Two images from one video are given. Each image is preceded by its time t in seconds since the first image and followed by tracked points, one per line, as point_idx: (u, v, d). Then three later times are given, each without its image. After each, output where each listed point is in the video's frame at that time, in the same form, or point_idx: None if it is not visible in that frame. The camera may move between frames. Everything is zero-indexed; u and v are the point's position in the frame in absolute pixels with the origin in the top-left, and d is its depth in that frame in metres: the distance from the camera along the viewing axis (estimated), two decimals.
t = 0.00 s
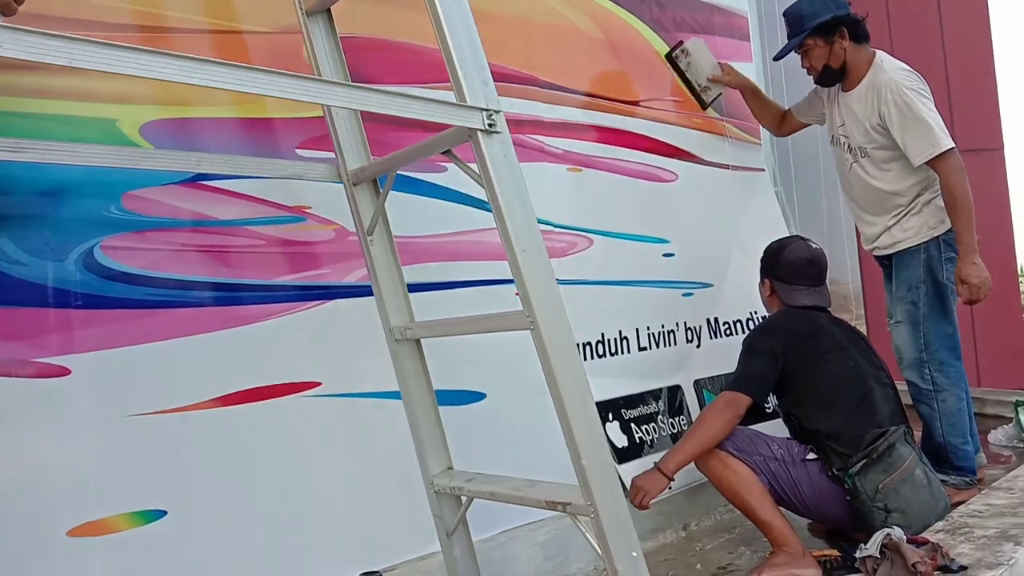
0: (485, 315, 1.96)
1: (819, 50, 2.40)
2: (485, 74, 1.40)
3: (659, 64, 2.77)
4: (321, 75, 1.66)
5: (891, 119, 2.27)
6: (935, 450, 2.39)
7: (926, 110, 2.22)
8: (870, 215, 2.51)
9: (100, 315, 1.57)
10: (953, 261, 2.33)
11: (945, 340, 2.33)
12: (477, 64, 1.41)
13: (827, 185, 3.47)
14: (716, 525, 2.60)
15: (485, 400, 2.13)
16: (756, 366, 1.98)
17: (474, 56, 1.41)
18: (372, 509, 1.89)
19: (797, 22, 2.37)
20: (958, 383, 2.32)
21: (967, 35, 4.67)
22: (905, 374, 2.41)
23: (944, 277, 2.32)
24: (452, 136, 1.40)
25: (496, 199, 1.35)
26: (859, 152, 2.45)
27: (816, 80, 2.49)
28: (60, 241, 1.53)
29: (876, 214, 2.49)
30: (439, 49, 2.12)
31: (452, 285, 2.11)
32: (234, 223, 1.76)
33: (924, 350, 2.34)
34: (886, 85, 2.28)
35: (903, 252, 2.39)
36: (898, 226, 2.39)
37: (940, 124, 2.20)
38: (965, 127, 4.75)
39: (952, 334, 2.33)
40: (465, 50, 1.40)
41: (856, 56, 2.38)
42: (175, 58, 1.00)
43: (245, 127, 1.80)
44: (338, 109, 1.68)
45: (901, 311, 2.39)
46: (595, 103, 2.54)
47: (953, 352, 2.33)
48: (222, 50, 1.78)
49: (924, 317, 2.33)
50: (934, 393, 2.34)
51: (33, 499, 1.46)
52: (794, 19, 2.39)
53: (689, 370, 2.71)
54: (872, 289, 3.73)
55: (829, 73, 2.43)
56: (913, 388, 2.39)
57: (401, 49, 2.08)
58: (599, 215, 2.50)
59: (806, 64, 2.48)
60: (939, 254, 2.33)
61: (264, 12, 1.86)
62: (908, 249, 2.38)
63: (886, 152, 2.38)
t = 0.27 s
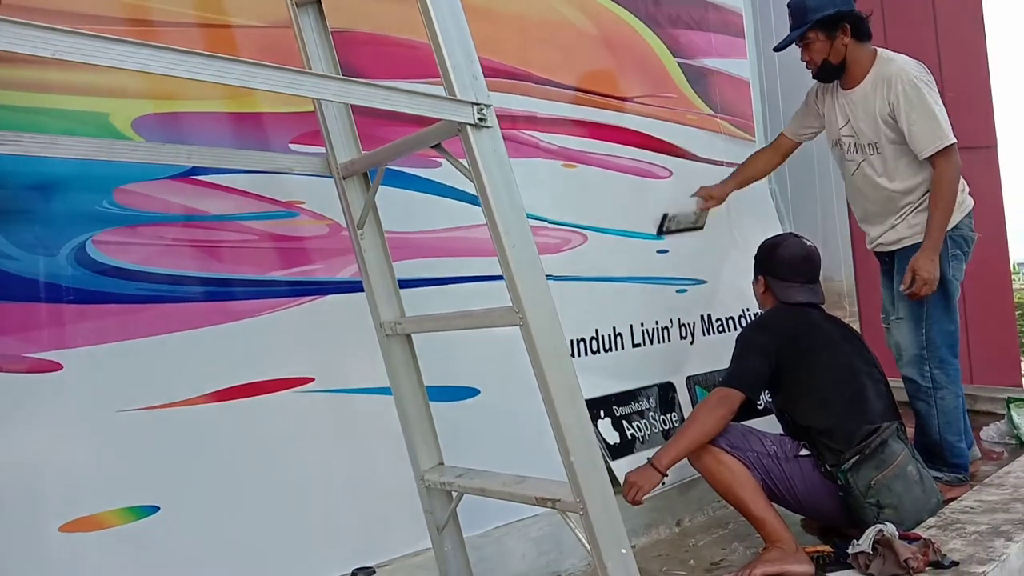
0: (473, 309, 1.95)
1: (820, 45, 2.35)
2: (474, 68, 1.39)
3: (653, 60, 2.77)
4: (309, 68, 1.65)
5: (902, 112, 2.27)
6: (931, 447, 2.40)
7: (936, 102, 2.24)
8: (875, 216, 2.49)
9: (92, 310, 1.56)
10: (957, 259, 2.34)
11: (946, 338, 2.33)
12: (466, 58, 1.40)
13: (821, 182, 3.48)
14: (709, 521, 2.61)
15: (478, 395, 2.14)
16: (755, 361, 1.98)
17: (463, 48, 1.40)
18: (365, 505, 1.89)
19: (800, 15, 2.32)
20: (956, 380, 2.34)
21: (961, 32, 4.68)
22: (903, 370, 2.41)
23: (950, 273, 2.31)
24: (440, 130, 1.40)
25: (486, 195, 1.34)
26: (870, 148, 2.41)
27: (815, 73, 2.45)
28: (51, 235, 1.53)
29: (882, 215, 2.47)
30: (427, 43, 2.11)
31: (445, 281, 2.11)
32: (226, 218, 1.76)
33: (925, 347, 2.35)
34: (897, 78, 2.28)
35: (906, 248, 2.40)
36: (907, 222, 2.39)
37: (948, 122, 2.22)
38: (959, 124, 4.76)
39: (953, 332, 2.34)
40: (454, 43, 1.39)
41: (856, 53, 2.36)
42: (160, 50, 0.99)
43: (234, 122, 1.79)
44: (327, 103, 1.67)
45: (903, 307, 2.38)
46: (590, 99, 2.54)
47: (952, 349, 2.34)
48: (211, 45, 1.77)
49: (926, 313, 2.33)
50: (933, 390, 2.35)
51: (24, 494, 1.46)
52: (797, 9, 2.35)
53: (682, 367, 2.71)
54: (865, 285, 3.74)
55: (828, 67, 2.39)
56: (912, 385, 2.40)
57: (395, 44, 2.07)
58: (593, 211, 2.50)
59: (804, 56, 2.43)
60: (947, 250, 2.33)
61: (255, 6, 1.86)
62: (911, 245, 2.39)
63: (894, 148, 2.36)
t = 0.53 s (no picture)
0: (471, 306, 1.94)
1: (818, 39, 2.39)
2: (470, 65, 1.39)
3: (652, 56, 2.76)
4: (306, 64, 1.65)
5: (910, 102, 2.26)
6: (928, 444, 2.40)
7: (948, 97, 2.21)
8: (868, 207, 2.51)
9: (89, 306, 1.56)
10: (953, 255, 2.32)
11: (940, 333, 2.35)
12: (462, 53, 1.40)
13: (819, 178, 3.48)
14: (706, 517, 2.61)
15: (476, 392, 2.14)
16: (754, 356, 1.99)
17: (459, 44, 1.40)
18: (364, 501, 1.89)
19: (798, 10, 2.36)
20: (951, 376, 2.35)
21: (960, 29, 4.68)
22: (899, 367, 2.41)
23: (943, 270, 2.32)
24: (435, 127, 1.40)
25: (483, 191, 1.34)
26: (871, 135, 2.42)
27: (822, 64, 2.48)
28: (48, 231, 1.52)
29: (875, 205, 2.48)
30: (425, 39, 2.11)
31: (443, 277, 2.11)
32: (224, 214, 1.76)
33: (920, 343, 2.35)
34: (909, 68, 2.26)
35: (900, 244, 2.40)
36: (901, 217, 2.39)
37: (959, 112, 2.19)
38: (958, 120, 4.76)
39: (946, 327, 2.35)
40: (450, 39, 1.38)
41: (856, 43, 2.36)
42: (157, 45, 0.98)
43: (235, 118, 1.79)
44: (324, 99, 1.67)
45: (898, 304, 2.38)
46: (588, 95, 2.53)
47: (947, 345, 2.35)
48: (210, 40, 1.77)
49: (922, 309, 2.33)
50: (931, 386, 2.35)
51: (20, 490, 1.45)
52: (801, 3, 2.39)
53: (679, 363, 2.71)
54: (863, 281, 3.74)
55: (831, 59, 2.42)
56: (907, 381, 2.39)
57: (393, 39, 2.07)
58: (591, 207, 2.50)
59: (811, 48, 2.47)
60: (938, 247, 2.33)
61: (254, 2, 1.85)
62: (903, 243, 2.39)
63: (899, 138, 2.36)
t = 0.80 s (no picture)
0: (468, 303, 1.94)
1: (824, 29, 2.44)
2: (465, 61, 1.38)
3: (648, 52, 2.76)
4: (301, 61, 1.64)
5: (886, 96, 2.27)
6: (919, 436, 2.44)
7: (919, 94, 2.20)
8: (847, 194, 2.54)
9: (84, 304, 1.55)
10: (925, 253, 2.37)
11: (922, 328, 2.39)
12: (457, 50, 1.39)
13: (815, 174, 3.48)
14: (703, 513, 2.62)
15: (473, 388, 2.14)
16: (752, 350, 1.99)
17: (454, 41, 1.39)
18: (361, 498, 1.89)
19: None
20: (936, 369, 2.39)
21: (956, 25, 4.69)
22: (883, 361, 2.47)
23: (915, 266, 2.36)
24: (431, 124, 1.39)
25: (478, 189, 1.34)
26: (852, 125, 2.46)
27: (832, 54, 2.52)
28: (43, 229, 1.52)
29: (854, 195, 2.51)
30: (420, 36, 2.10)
31: (439, 275, 2.11)
32: (219, 211, 1.75)
33: (901, 338, 2.40)
34: (885, 61, 2.28)
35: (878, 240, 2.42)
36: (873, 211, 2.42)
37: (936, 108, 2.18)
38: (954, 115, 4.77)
39: (929, 320, 2.38)
40: (445, 36, 1.38)
41: (859, 33, 2.38)
42: (149, 42, 0.98)
43: (229, 115, 1.78)
44: (318, 96, 1.66)
45: (877, 300, 2.44)
46: (584, 91, 2.53)
47: (930, 339, 2.39)
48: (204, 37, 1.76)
49: (899, 306, 2.39)
50: (914, 380, 2.40)
51: (14, 489, 1.45)
52: None
53: (676, 359, 2.71)
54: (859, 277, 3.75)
55: (836, 48, 2.46)
56: (893, 376, 2.45)
57: (388, 36, 2.06)
58: (587, 204, 2.49)
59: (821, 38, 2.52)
60: (910, 244, 2.36)
61: None
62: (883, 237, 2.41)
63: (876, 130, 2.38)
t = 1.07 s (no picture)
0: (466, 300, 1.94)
1: (840, 21, 2.50)
2: (462, 57, 1.38)
3: (647, 49, 2.76)
4: (298, 57, 1.64)
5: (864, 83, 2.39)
6: (914, 430, 2.44)
7: (890, 84, 2.30)
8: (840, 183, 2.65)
9: (81, 301, 1.55)
10: (913, 249, 2.40)
11: (915, 322, 2.39)
12: (454, 45, 1.39)
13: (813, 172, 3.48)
14: (701, 510, 2.62)
15: (471, 385, 2.14)
16: (748, 351, 1.98)
17: (451, 38, 1.39)
18: (359, 495, 1.89)
19: None
20: (930, 362, 2.39)
21: (955, 22, 4.70)
22: (877, 357, 2.49)
23: (904, 262, 2.39)
24: (428, 119, 1.39)
25: (475, 185, 1.34)
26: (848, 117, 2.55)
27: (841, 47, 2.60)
28: (39, 225, 1.51)
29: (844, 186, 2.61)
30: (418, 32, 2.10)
31: (437, 271, 2.11)
32: (216, 208, 1.75)
33: (893, 332, 2.42)
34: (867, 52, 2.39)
35: (866, 237, 2.48)
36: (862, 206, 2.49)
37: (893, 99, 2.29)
38: (952, 113, 4.78)
39: (921, 315, 2.39)
40: (442, 32, 1.38)
41: (874, 29, 2.46)
42: (146, 37, 0.97)
43: (227, 112, 1.78)
44: (315, 93, 1.66)
45: (870, 295, 2.48)
46: (582, 88, 2.53)
47: (924, 333, 2.40)
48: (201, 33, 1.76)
49: (890, 299, 2.42)
50: (907, 373, 2.41)
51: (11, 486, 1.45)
52: None
53: (673, 356, 2.72)
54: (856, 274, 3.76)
55: (849, 42, 2.54)
56: (887, 370, 2.47)
57: (385, 33, 2.06)
58: (585, 201, 2.49)
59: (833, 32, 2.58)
60: (897, 241, 2.41)
61: None
62: (872, 234, 2.46)
63: (863, 121, 2.48)
